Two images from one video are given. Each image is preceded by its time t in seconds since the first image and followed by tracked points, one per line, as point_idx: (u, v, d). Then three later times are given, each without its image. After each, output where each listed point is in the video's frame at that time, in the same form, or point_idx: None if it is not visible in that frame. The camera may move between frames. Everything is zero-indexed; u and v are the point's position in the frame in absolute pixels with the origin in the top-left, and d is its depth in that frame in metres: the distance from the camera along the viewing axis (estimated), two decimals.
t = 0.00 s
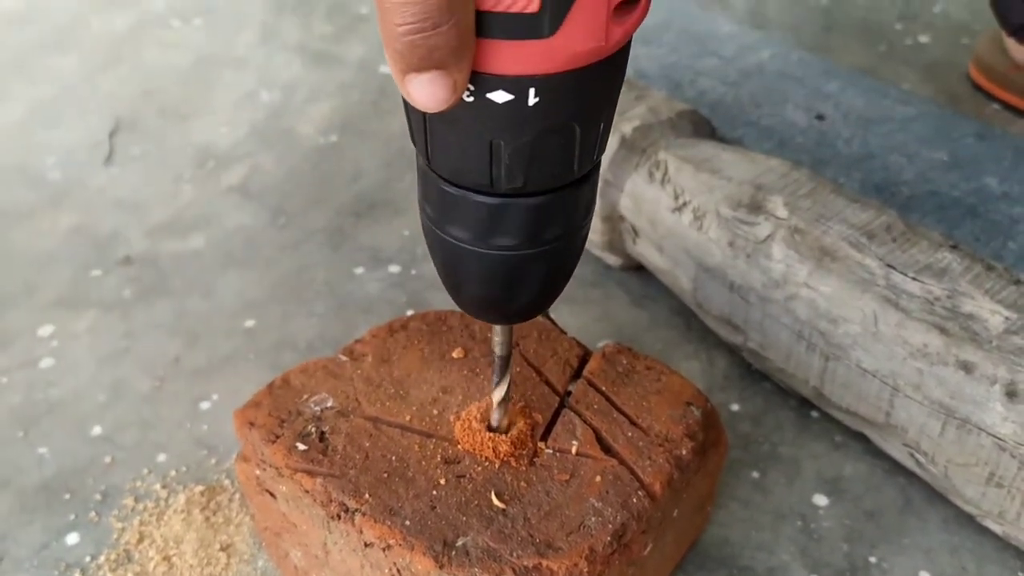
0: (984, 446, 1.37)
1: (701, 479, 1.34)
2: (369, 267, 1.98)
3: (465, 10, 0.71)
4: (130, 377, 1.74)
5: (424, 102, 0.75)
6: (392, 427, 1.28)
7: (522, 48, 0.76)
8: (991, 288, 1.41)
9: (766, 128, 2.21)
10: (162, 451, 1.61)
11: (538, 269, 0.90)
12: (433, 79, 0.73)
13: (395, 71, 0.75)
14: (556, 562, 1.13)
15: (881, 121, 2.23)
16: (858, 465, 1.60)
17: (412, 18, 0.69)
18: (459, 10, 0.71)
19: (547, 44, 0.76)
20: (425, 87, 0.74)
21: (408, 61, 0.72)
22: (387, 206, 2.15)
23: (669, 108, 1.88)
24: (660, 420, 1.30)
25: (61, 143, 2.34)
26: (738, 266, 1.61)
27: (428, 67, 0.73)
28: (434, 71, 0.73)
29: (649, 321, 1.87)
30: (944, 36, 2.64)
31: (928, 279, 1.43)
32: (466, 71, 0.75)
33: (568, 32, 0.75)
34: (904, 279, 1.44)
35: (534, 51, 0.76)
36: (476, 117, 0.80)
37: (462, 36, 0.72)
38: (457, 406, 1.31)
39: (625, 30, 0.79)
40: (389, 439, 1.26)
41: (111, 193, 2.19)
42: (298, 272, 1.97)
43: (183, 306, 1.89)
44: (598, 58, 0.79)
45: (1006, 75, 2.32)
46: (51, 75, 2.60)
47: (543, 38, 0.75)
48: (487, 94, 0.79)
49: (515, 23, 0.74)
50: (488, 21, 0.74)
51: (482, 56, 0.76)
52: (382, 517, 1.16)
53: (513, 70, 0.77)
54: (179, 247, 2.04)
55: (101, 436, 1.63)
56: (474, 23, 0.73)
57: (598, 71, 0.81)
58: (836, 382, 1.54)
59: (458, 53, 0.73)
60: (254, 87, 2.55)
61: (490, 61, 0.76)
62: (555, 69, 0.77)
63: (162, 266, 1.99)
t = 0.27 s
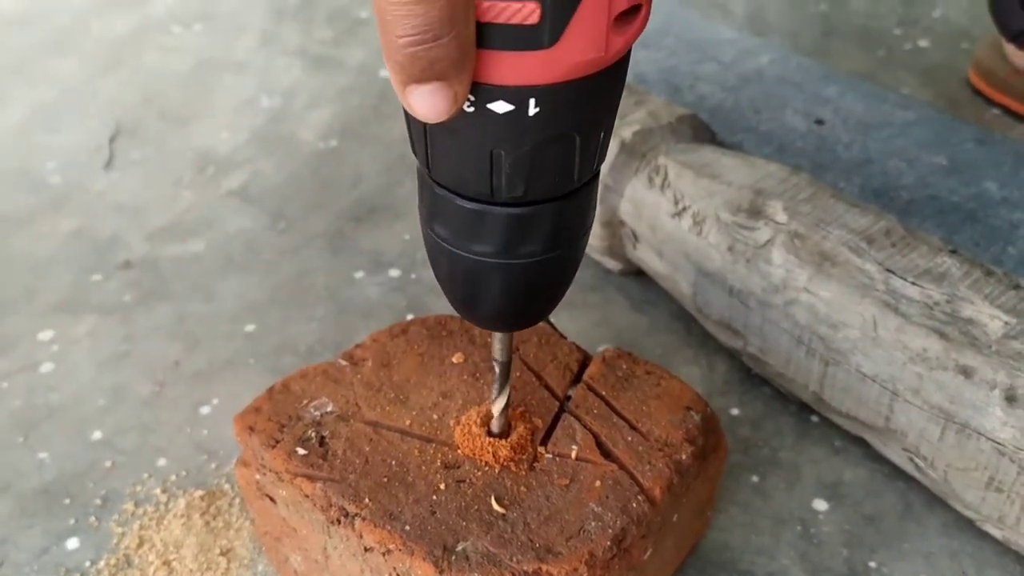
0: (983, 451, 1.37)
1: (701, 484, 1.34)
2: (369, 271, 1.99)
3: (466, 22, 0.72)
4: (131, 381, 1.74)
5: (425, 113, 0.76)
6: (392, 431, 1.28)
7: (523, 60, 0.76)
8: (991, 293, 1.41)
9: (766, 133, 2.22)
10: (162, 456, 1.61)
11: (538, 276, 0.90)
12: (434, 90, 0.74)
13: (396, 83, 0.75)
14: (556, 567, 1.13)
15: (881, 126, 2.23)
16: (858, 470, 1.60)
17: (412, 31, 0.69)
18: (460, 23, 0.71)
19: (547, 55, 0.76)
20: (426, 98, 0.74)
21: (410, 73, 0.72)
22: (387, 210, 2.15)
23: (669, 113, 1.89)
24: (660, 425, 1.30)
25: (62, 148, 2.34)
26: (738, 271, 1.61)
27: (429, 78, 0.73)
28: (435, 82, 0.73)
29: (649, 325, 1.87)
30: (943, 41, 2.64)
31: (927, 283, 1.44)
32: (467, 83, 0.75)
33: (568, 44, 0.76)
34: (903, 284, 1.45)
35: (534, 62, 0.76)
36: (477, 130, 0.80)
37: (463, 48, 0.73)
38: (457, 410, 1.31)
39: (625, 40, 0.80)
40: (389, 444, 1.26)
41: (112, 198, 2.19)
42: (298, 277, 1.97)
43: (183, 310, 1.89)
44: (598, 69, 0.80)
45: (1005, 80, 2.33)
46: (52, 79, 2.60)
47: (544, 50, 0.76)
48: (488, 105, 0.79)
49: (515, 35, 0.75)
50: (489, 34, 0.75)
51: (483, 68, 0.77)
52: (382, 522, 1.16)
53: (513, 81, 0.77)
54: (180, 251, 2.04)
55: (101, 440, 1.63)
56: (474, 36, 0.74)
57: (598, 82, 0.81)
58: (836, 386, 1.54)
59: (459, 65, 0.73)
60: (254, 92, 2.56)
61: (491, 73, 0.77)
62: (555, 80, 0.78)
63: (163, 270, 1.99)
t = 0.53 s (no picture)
0: (982, 456, 1.38)
1: (700, 488, 1.35)
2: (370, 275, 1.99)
3: (463, 35, 0.72)
4: (131, 385, 1.75)
5: (422, 124, 0.76)
6: (392, 436, 1.29)
7: (520, 73, 0.77)
8: (989, 298, 1.42)
9: (765, 138, 2.22)
10: (163, 460, 1.61)
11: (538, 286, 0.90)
12: (431, 102, 0.74)
13: (395, 95, 0.75)
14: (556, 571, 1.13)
15: (880, 130, 2.24)
16: (857, 474, 1.60)
17: (409, 43, 0.70)
18: (456, 36, 0.72)
19: (545, 70, 0.77)
20: (423, 110, 0.75)
21: (407, 84, 0.73)
22: (387, 214, 2.15)
23: (668, 118, 1.89)
24: (659, 430, 1.30)
25: (62, 152, 2.35)
26: (738, 275, 1.61)
27: (427, 90, 0.73)
28: (432, 94, 0.74)
29: (649, 329, 1.88)
30: (942, 45, 2.65)
31: (926, 288, 1.44)
32: (464, 96, 0.76)
33: (566, 58, 0.76)
34: (902, 289, 1.45)
35: (532, 76, 0.77)
36: (476, 140, 0.81)
37: (460, 61, 0.73)
38: (457, 415, 1.31)
39: (624, 55, 0.80)
40: (389, 448, 1.26)
41: (112, 202, 2.19)
42: (299, 281, 1.98)
43: (184, 314, 1.90)
44: (597, 83, 0.80)
45: (1003, 84, 2.34)
46: (52, 83, 2.61)
47: (541, 63, 0.76)
48: (487, 117, 0.80)
49: (513, 49, 0.76)
50: (487, 47, 0.76)
51: (480, 81, 0.78)
52: (383, 527, 1.17)
53: (510, 93, 0.78)
54: (181, 256, 2.04)
55: (102, 444, 1.64)
56: (472, 49, 0.74)
57: (597, 96, 0.81)
58: (835, 391, 1.55)
59: (456, 76, 0.74)
60: (254, 95, 2.56)
61: (488, 86, 0.78)
62: (553, 93, 0.78)
63: (163, 274, 1.99)
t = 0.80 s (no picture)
0: (981, 460, 1.38)
1: (700, 493, 1.35)
2: (371, 280, 2.00)
3: (460, 44, 0.73)
4: (133, 390, 1.75)
5: (420, 131, 0.77)
6: (393, 441, 1.29)
7: (518, 82, 0.77)
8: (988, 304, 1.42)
9: (765, 142, 2.23)
10: (164, 464, 1.62)
11: (538, 293, 0.91)
12: (429, 110, 0.75)
13: (392, 101, 0.76)
14: None
15: (880, 135, 2.25)
16: (857, 478, 1.60)
17: (407, 51, 0.71)
18: (454, 46, 0.72)
19: (544, 79, 0.77)
20: (421, 117, 0.75)
21: (404, 92, 0.73)
22: (388, 218, 2.16)
23: (668, 123, 1.90)
24: (659, 435, 1.31)
25: (64, 157, 2.35)
26: (738, 280, 1.61)
27: (424, 97, 0.74)
28: (429, 102, 0.74)
29: (649, 334, 1.88)
30: (942, 49, 2.66)
31: (926, 293, 1.45)
32: (461, 104, 0.77)
33: (564, 68, 0.77)
34: (901, 294, 1.46)
35: (530, 84, 0.77)
36: (474, 149, 0.82)
37: (457, 70, 0.74)
38: (458, 420, 1.32)
39: (621, 67, 0.80)
40: (390, 453, 1.27)
41: (114, 206, 2.20)
42: (300, 285, 1.98)
43: (185, 319, 1.90)
44: (594, 93, 0.81)
45: (1004, 88, 2.35)
46: (55, 88, 2.62)
47: (540, 73, 0.77)
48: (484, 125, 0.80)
49: (511, 59, 0.76)
50: (486, 55, 0.76)
51: (478, 89, 0.78)
52: (384, 531, 1.17)
53: (508, 102, 0.78)
54: (183, 260, 2.05)
55: (104, 449, 1.64)
56: (469, 59, 0.75)
57: (594, 105, 0.82)
58: (835, 396, 1.55)
59: (453, 85, 0.75)
60: (256, 100, 2.57)
61: (486, 94, 0.78)
62: (551, 102, 0.79)
63: (165, 279, 2.00)
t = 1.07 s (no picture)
0: (981, 465, 1.38)
1: (701, 497, 1.35)
2: (372, 283, 2.00)
3: (455, 54, 0.73)
4: (134, 394, 1.76)
5: (416, 138, 0.78)
6: (394, 446, 1.29)
7: (512, 90, 0.78)
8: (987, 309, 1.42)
9: (765, 146, 2.23)
10: (165, 469, 1.62)
11: (537, 299, 0.91)
12: (424, 118, 0.76)
13: (388, 109, 0.76)
14: None
15: (880, 139, 2.25)
16: (857, 482, 1.61)
17: (401, 61, 0.71)
18: (449, 54, 0.73)
19: (539, 87, 0.77)
20: (416, 125, 0.76)
21: (399, 101, 0.74)
22: (389, 222, 2.16)
23: (668, 127, 1.90)
24: (659, 440, 1.31)
25: (65, 161, 2.36)
26: (738, 284, 1.62)
27: (420, 106, 0.75)
28: (424, 110, 0.75)
29: (650, 338, 1.89)
30: (942, 52, 2.66)
31: (926, 298, 1.45)
32: (457, 112, 0.77)
33: (558, 77, 0.77)
34: (901, 298, 1.46)
35: (524, 93, 0.78)
36: (471, 157, 0.82)
37: (452, 80, 0.74)
38: (458, 425, 1.32)
39: (616, 74, 0.81)
40: (391, 458, 1.27)
41: (116, 210, 2.20)
42: (301, 290, 1.99)
43: (186, 323, 1.91)
44: (589, 101, 0.81)
45: (1004, 92, 2.35)
46: (56, 92, 2.62)
47: (534, 81, 0.77)
48: (480, 133, 0.81)
49: (505, 67, 0.76)
50: (480, 64, 0.77)
51: (473, 98, 0.79)
52: (384, 536, 1.17)
53: (503, 110, 0.79)
54: (184, 264, 2.05)
55: (106, 453, 1.65)
56: (464, 68, 0.75)
57: (589, 112, 0.82)
58: (835, 400, 1.55)
59: (448, 94, 0.75)
60: (256, 104, 2.57)
61: (481, 103, 0.79)
62: (546, 111, 0.79)
63: (166, 283, 2.00)
